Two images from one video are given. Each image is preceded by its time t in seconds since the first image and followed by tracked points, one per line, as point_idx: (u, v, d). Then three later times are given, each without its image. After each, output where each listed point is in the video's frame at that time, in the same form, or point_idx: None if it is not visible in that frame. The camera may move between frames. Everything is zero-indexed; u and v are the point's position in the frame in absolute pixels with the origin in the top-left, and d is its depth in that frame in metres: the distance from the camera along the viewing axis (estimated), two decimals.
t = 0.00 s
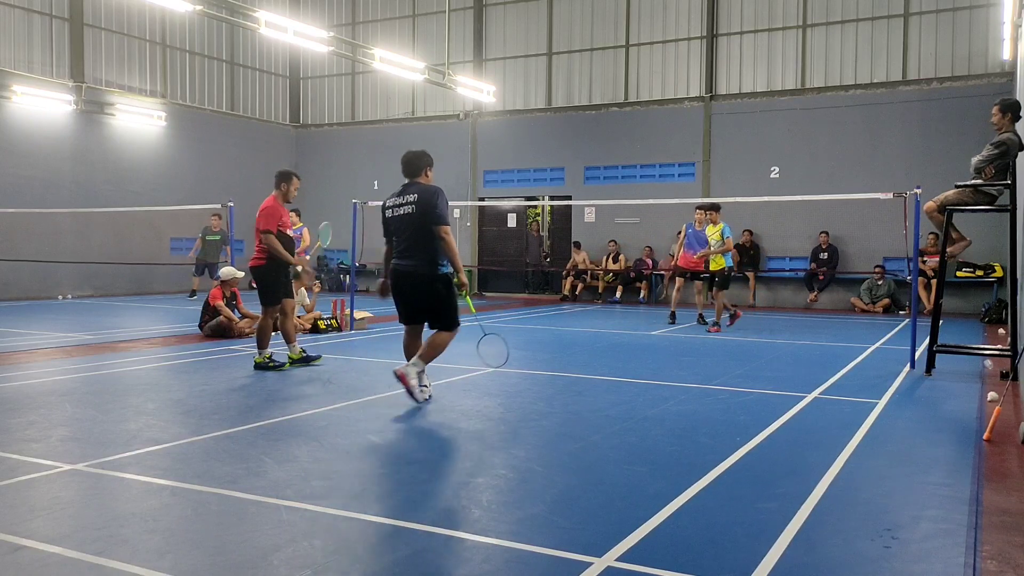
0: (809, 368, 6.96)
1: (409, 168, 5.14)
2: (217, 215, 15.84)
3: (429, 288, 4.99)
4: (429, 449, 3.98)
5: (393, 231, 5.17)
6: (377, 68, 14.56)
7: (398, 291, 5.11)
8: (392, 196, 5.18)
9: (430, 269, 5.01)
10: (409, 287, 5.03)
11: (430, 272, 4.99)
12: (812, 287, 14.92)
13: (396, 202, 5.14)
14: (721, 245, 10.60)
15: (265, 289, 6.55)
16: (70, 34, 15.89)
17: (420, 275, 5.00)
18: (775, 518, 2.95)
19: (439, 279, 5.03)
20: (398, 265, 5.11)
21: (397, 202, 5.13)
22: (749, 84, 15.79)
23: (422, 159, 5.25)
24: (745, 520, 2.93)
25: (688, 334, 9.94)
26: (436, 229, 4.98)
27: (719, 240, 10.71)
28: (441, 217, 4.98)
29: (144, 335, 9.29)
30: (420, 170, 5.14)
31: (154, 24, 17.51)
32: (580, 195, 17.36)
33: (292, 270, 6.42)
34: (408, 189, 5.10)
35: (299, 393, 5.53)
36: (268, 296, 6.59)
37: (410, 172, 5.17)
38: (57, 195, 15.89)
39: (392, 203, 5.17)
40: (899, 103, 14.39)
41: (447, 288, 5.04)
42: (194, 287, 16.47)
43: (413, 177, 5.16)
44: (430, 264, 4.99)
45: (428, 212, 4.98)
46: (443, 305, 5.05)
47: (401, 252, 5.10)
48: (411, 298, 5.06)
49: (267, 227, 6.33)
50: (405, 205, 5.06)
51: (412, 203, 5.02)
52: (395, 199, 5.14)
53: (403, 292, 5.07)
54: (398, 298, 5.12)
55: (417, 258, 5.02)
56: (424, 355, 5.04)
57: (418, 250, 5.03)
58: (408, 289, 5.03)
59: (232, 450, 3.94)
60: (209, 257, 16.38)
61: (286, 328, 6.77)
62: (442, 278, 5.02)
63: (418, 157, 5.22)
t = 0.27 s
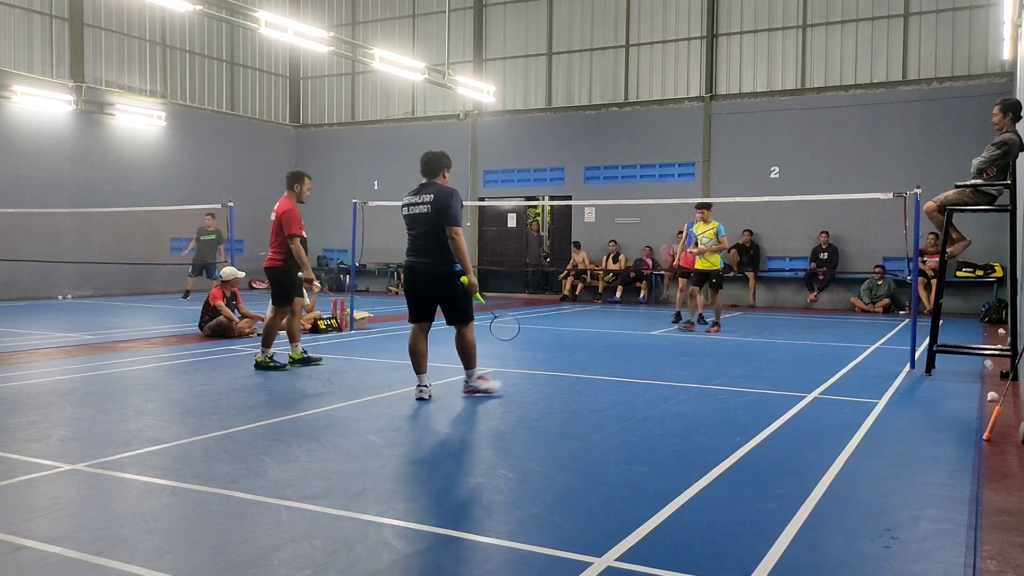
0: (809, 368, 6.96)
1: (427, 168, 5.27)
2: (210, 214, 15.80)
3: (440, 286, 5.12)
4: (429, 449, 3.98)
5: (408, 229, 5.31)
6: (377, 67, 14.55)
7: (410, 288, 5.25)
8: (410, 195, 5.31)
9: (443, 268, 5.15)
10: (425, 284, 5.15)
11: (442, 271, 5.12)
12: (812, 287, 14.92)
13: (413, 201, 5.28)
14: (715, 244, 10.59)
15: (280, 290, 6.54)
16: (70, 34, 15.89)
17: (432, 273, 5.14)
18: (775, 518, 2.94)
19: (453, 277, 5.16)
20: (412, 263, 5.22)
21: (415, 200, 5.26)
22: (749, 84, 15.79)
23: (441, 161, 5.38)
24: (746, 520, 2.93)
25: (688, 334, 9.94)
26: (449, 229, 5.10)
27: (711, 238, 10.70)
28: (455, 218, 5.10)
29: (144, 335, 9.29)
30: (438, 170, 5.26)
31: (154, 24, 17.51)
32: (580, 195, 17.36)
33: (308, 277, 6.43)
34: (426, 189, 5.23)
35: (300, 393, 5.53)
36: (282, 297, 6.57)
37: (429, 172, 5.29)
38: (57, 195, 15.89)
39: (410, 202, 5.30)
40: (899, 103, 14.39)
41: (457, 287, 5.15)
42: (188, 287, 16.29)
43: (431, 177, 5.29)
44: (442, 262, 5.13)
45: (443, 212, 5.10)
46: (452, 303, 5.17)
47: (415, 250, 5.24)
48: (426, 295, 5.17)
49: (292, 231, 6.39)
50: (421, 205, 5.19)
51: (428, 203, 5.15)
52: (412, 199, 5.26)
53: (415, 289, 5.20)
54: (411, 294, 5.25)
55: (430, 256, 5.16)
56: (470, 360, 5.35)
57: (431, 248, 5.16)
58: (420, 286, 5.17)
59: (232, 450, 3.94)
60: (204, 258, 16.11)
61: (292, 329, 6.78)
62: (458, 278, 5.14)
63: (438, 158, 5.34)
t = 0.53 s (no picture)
0: (809, 367, 6.96)
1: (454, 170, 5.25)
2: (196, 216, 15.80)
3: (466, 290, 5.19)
4: (429, 449, 3.98)
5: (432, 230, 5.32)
6: (377, 68, 14.55)
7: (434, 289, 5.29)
8: (434, 195, 5.31)
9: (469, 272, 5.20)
10: (450, 287, 5.22)
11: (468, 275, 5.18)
12: (812, 287, 14.92)
13: (439, 202, 5.27)
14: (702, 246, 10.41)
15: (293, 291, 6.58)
16: (70, 33, 15.89)
17: (458, 277, 5.19)
18: (775, 518, 2.95)
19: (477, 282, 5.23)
20: (437, 264, 5.27)
21: (441, 202, 5.26)
22: (749, 84, 15.79)
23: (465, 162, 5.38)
24: (746, 520, 2.93)
25: (688, 334, 9.94)
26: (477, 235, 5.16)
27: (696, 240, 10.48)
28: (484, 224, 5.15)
29: (144, 335, 9.29)
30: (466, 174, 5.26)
31: (154, 24, 17.51)
32: (580, 195, 17.36)
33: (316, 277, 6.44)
34: (453, 192, 5.24)
35: (300, 393, 5.53)
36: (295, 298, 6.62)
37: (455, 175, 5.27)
38: (57, 195, 15.89)
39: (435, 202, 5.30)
40: (899, 103, 14.39)
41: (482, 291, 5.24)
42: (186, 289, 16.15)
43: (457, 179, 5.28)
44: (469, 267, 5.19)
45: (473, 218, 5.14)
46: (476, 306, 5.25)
47: (440, 252, 5.26)
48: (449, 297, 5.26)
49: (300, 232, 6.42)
50: (449, 208, 5.20)
51: (457, 207, 5.17)
52: (438, 200, 5.26)
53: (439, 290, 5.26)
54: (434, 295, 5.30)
55: (457, 260, 5.21)
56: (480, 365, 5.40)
57: (458, 252, 5.20)
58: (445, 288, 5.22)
59: (232, 450, 3.94)
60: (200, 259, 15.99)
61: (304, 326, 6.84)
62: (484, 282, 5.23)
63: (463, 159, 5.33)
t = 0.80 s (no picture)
0: (810, 368, 6.96)
1: (476, 170, 5.32)
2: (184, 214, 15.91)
3: (487, 289, 5.23)
4: (429, 450, 3.98)
5: (450, 227, 5.32)
6: (377, 67, 14.55)
7: (450, 286, 5.27)
8: (454, 193, 5.33)
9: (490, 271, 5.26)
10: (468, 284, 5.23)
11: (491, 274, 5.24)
12: (812, 287, 14.91)
13: (460, 200, 5.29)
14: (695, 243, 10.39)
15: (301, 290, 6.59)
16: (70, 33, 15.89)
17: (480, 276, 5.22)
18: (776, 518, 2.95)
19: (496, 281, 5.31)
20: (454, 261, 5.27)
21: (463, 200, 5.29)
22: (749, 84, 15.79)
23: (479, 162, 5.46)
24: (746, 520, 2.93)
25: (688, 334, 9.94)
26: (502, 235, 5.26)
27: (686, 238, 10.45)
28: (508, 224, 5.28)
29: (144, 335, 9.29)
30: (485, 174, 5.35)
31: (154, 24, 17.51)
32: (580, 195, 17.36)
33: (323, 276, 6.41)
34: (475, 191, 5.29)
35: (300, 393, 5.53)
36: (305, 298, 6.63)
37: (474, 174, 5.34)
38: (57, 195, 15.89)
39: (455, 201, 5.32)
40: (899, 103, 14.39)
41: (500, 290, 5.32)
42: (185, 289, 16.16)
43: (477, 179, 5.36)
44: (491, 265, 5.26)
45: (499, 218, 5.24)
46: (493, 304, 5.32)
47: (459, 249, 5.27)
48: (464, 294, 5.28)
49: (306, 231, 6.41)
50: (474, 207, 5.25)
51: (484, 207, 5.24)
52: (460, 198, 5.29)
53: (456, 287, 5.25)
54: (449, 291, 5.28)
55: (478, 258, 5.25)
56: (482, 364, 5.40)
57: (480, 250, 5.25)
58: (465, 286, 5.22)
59: (232, 450, 3.94)
60: (199, 259, 15.96)
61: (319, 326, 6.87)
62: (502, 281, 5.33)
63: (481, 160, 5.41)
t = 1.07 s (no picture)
0: (810, 368, 6.95)
1: (479, 170, 5.29)
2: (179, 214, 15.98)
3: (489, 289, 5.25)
4: (428, 449, 3.98)
5: (452, 226, 5.29)
6: (377, 67, 14.55)
7: (451, 285, 5.25)
8: (457, 193, 5.30)
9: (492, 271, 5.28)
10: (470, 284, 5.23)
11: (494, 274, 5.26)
12: (812, 287, 14.91)
13: (463, 200, 5.27)
14: (694, 242, 10.40)
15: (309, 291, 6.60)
16: (70, 33, 15.90)
17: (482, 276, 5.24)
18: (775, 518, 2.95)
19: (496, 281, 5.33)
20: (456, 261, 5.25)
21: (466, 200, 5.26)
22: (749, 84, 15.79)
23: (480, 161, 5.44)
24: (746, 520, 2.93)
25: (688, 334, 9.94)
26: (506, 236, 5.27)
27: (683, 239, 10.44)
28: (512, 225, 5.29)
29: (144, 335, 9.29)
30: (487, 173, 5.33)
31: (154, 24, 17.51)
32: (580, 195, 17.36)
33: (328, 277, 6.41)
34: (479, 190, 5.28)
35: (300, 393, 5.54)
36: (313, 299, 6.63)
37: (476, 173, 5.31)
38: (57, 195, 15.89)
39: (457, 200, 5.29)
40: (899, 103, 14.38)
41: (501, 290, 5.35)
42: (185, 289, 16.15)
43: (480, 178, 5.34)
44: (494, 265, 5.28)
45: (503, 218, 5.24)
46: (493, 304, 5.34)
47: (461, 249, 5.25)
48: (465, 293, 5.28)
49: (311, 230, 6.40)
50: (478, 207, 5.24)
51: (489, 207, 5.24)
52: (463, 198, 5.27)
53: (457, 287, 5.24)
54: (449, 291, 5.27)
55: (481, 259, 5.25)
56: (482, 364, 5.41)
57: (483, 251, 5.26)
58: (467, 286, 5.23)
59: (232, 450, 3.94)
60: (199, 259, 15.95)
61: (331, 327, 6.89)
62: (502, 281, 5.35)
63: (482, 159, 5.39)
